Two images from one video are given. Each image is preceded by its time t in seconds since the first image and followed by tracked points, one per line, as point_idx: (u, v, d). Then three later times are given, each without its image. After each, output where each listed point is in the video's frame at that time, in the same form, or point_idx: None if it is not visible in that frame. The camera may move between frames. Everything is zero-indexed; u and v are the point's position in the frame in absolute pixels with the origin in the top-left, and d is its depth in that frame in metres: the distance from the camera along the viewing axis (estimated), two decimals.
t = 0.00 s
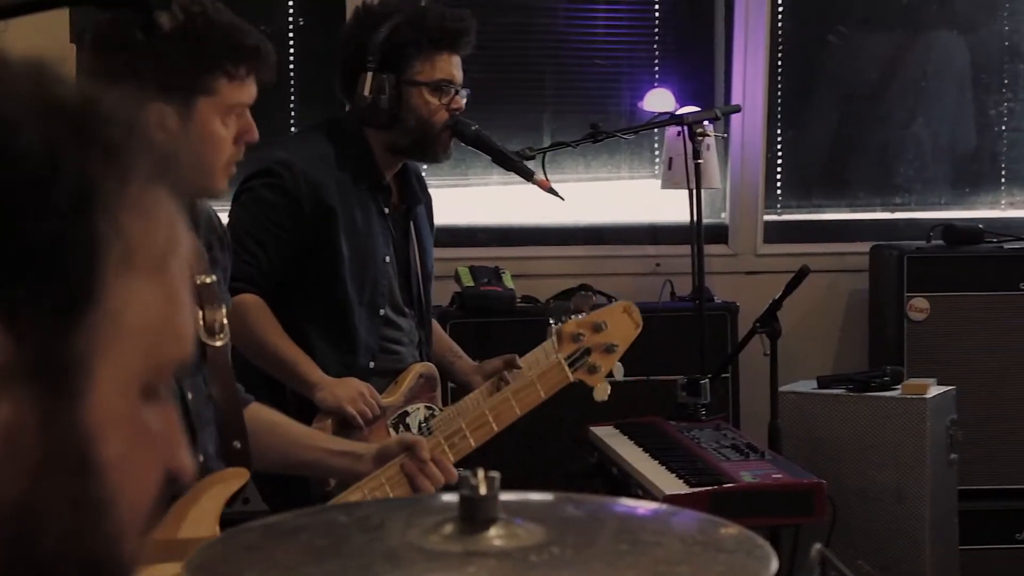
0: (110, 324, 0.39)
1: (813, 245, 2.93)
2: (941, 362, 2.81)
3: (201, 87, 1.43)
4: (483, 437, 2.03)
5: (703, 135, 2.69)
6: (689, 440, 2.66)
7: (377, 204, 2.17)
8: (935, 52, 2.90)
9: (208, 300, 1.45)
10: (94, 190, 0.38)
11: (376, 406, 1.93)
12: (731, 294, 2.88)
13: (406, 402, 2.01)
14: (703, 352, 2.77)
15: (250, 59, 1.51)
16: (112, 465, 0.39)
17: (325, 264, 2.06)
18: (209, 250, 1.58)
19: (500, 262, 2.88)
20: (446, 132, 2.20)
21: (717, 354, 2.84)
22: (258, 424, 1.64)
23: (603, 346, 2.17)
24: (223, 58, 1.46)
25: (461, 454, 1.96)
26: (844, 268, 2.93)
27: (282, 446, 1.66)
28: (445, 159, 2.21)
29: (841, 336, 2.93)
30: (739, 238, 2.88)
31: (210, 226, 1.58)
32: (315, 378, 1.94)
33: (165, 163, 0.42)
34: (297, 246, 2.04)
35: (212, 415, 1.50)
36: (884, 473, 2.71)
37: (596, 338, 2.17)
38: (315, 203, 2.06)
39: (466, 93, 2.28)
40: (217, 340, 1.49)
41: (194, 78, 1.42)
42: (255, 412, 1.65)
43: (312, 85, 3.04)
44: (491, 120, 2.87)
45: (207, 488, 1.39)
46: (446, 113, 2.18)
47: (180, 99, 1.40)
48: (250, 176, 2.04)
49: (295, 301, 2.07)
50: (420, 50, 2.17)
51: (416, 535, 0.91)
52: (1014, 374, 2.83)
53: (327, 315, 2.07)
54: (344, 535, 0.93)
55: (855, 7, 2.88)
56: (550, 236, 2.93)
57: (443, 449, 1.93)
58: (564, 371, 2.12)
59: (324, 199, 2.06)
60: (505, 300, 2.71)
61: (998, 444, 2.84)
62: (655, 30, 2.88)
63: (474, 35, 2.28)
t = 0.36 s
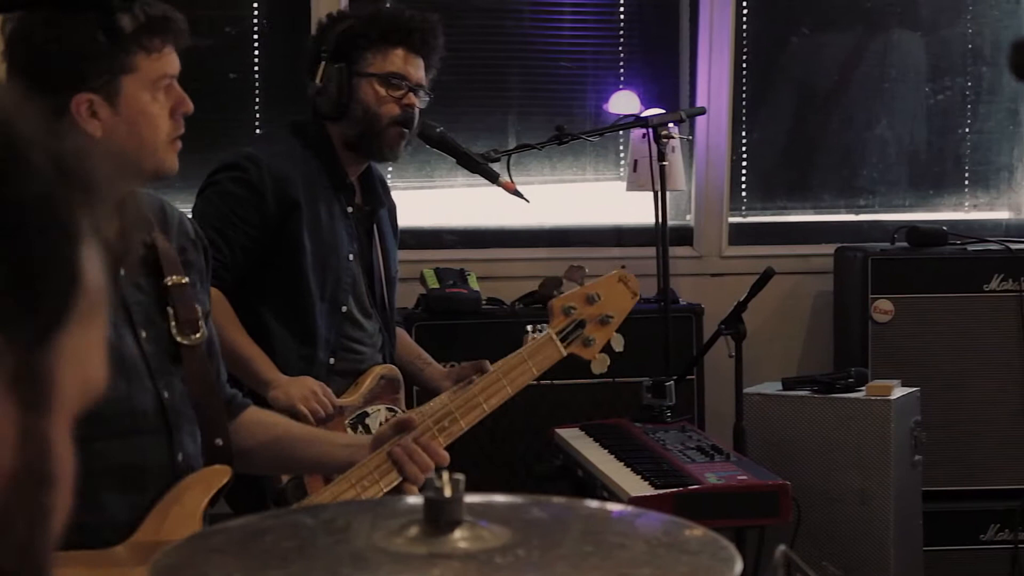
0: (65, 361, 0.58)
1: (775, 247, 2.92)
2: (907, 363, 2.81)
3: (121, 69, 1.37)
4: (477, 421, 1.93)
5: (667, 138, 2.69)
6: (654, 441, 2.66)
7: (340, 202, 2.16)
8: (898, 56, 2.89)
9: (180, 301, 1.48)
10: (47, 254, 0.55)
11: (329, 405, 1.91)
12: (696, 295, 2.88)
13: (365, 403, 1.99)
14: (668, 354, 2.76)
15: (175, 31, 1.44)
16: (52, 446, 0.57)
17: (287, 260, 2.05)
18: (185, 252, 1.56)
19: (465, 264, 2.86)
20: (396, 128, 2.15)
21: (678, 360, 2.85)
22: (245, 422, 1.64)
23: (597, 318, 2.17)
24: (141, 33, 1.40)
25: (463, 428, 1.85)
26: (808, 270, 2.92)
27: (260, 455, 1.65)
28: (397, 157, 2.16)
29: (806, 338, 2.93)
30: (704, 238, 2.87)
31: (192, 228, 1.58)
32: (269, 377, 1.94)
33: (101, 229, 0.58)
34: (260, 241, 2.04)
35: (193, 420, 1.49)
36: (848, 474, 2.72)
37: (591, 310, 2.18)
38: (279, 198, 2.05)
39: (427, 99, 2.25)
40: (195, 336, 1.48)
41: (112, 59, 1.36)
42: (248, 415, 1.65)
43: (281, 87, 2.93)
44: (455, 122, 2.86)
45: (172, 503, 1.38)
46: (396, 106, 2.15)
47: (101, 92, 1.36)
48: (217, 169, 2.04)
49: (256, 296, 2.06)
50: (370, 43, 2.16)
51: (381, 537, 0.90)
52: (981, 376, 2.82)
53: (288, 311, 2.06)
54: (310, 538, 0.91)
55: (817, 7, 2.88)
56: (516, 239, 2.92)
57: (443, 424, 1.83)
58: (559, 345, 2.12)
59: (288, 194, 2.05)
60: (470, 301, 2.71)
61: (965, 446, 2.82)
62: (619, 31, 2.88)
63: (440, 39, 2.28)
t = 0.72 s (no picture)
0: None
1: (741, 248, 2.92)
2: (873, 363, 2.81)
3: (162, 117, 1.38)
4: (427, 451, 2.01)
5: (635, 138, 2.69)
6: (621, 441, 2.66)
7: (314, 206, 2.16)
8: (865, 56, 2.89)
9: (155, 304, 1.48)
10: None
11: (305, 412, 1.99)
12: (663, 295, 2.87)
13: (337, 407, 2.08)
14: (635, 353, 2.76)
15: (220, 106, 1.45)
16: None
17: (261, 265, 2.06)
18: (161, 254, 1.54)
19: (432, 265, 2.85)
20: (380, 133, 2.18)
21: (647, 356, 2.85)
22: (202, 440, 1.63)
23: (548, 366, 2.26)
24: (195, 97, 1.41)
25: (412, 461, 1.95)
26: (776, 270, 2.92)
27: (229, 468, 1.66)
28: (379, 162, 2.18)
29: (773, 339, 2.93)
30: (672, 239, 2.86)
31: (169, 233, 1.57)
32: (245, 384, 1.97)
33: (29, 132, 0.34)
34: (234, 246, 2.04)
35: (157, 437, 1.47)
36: (814, 474, 2.73)
37: (542, 357, 2.26)
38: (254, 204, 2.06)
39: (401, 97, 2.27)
40: (167, 344, 1.49)
41: (159, 110, 1.37)
42: (203, 427, 1.65)
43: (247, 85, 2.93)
44: (423, 122, 2.85)
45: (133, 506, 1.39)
46: (379, 113, 2.17)
47: (138, 128, 1.37)
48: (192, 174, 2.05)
49: (230, 302, 2.07)
50: (349, 48, 2.17)
51: (348, 539, 0.93)
52: (947, 375, 2.82)
53: (261, 317, 2.07)
54: (274, 540, 0.95)
55: (786, 9, 2.87)
56: (483, 239, 2.92)
57: (397, 454, 1.92)
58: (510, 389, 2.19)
59: (263, 199, 2.06)
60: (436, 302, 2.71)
61: (931, 446, 2.82)
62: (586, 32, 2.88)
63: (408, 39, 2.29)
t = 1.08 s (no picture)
0: None
1: (703, 247, 2.92)
2: (833, 363, 2.82)
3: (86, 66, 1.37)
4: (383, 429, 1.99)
5: (595, 138, 2.69)
6: (581, 441, 2.67)
7: (279, 201, 2.18)
8: (826, 56, 2.90)
9: (108, 295, 1.46)
10: None
11: (265, 406, 1.95)
12: (624, 296, 2.87)
13: (296, 405, 2.04)
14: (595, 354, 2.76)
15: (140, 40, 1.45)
16: None
17: (228, 258, 2.06)
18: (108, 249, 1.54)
19: (393, 265, 2.85)
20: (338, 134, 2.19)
21: (608, 356, 2.84)
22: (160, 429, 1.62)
23: (496, 334, 2.18)
24: (112, 36, 1.40)
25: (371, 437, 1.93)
26: (736, 269, 2.92)
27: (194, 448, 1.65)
28: (338, 161, 2.20)
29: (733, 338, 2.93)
30: (632, 240, 2.86)
31: (113, 226, 1.56)
32: (206, 378, 1.94)
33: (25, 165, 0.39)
34: (201, 238, 2.04)
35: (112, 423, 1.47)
36: (774, 474, 2.73)
37: (490, 327, 2.19)
38: (222, 196, 2.06)
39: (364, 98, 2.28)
40: (118, 334, 1.47)
41: (79, 56, 1.36)
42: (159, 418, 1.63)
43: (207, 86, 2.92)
44: (383, 122, 2.84)
45: (97, 491, 1.38)
46: (337, 114, 2.18)
47: (64, 82, 1.34)
48: (158, 165, 2.03)
49: (196, 297, 2.07)
50: (312, 50, 2.18)
51: (307, 539, 0.92)
52: (905, 375, 2.83)
53: (225, 311, 2.07)
54: (232, 541, 0.93)
55: (750, 8, 2.88)
56: (443, 239, 2.91)
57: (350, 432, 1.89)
58: (459, 359, 2.13)
59: (231, 191, 2.06)
60: (395, 303, 2.70)
61: (890, 445, 2.83)
62: (547, 31, 2.87)
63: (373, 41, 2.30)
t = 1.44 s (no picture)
0: None
1: (654, 247, 2.92)
2: (783, 362, 2.83)
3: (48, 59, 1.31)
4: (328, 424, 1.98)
5: (547, 138, 2.69)
6: (534, 441, 2.67)
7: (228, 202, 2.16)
8: (778, 56, 2.90)
9: (60, 284, 1.46)
10: None
11: (218, 409, 1.92)
12: (576, 296, 2.87)
13: (250, 406, 2.01)
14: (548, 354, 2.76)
15: (99, 28, 1.41)
16: None
17: (176, 262, 2.04)
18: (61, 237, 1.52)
19: (345, 265, 2.84)
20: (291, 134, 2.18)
21: (561, 356, 2.85)
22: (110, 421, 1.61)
23: (441, 331, 2.17)
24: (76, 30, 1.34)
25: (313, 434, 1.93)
26: (688, 269, 2.93)
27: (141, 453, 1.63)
28: (291, 160, 2.20)
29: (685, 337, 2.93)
30: (584, 240, 2.86)
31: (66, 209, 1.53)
32: (157, 383, 1.92)
33: None
34: (147, 243, 2.03)
35: (61, 414, 1.46)
36: (727, 473, 2.74)
37: (435, 323, 2.18)
38: (167, 200, 2.05)
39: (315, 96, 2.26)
40: (71, 322, 1.48)
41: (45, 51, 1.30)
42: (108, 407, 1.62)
43: (156, 86, 2.90)
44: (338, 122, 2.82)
45: (39, 486, 1.36)
46: (290, 113, 2.16)
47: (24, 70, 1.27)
48: (102, 171, 2.04)
49: (146, 302, 2.05)
50: (264, 48, 2.16)
51: (257, 539, 0.88)
52: (857, 374, 2.84)
53: (176, 314, 2.05)
54: (186, 541, 0.89)
55: (704, 8, 2.87)
56: (394, 240, 2.91)
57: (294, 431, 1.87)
58: (404, 357, 2.11)
59: (176, 195, 2.05)
60: (349, 303, 2.70)
61: (841, 444, 2.84)
62: (500, 31, 2.87)
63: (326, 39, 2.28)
